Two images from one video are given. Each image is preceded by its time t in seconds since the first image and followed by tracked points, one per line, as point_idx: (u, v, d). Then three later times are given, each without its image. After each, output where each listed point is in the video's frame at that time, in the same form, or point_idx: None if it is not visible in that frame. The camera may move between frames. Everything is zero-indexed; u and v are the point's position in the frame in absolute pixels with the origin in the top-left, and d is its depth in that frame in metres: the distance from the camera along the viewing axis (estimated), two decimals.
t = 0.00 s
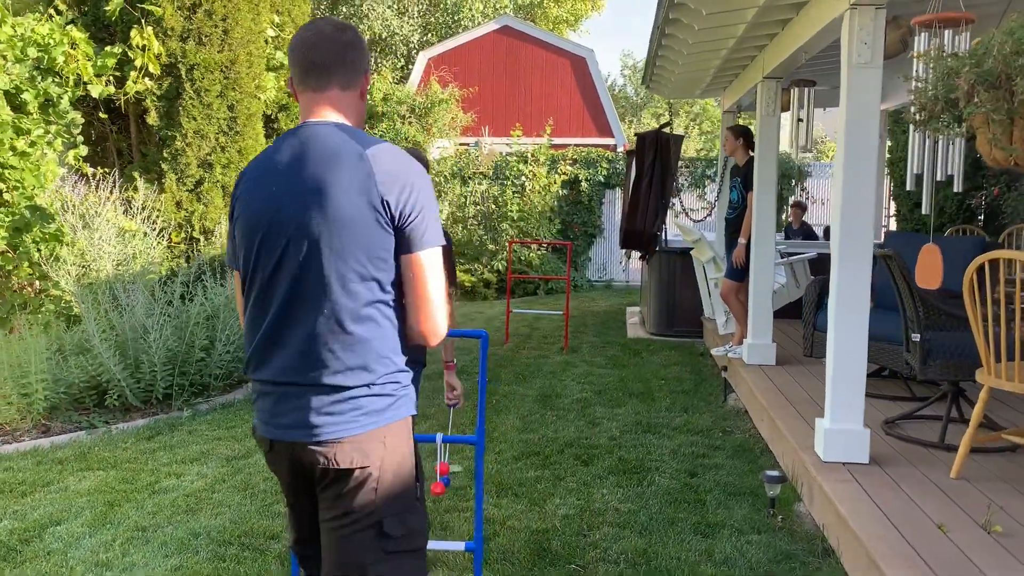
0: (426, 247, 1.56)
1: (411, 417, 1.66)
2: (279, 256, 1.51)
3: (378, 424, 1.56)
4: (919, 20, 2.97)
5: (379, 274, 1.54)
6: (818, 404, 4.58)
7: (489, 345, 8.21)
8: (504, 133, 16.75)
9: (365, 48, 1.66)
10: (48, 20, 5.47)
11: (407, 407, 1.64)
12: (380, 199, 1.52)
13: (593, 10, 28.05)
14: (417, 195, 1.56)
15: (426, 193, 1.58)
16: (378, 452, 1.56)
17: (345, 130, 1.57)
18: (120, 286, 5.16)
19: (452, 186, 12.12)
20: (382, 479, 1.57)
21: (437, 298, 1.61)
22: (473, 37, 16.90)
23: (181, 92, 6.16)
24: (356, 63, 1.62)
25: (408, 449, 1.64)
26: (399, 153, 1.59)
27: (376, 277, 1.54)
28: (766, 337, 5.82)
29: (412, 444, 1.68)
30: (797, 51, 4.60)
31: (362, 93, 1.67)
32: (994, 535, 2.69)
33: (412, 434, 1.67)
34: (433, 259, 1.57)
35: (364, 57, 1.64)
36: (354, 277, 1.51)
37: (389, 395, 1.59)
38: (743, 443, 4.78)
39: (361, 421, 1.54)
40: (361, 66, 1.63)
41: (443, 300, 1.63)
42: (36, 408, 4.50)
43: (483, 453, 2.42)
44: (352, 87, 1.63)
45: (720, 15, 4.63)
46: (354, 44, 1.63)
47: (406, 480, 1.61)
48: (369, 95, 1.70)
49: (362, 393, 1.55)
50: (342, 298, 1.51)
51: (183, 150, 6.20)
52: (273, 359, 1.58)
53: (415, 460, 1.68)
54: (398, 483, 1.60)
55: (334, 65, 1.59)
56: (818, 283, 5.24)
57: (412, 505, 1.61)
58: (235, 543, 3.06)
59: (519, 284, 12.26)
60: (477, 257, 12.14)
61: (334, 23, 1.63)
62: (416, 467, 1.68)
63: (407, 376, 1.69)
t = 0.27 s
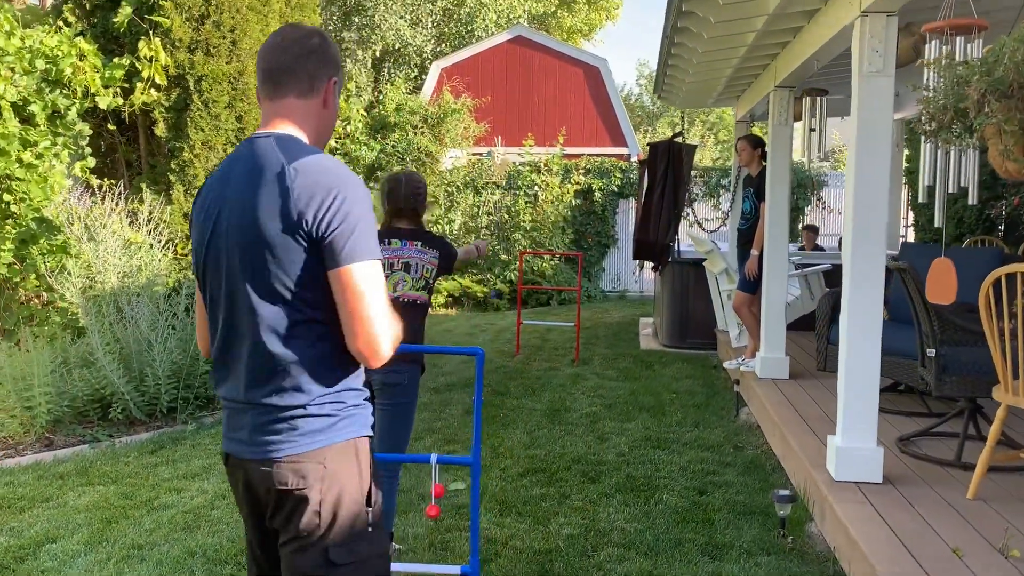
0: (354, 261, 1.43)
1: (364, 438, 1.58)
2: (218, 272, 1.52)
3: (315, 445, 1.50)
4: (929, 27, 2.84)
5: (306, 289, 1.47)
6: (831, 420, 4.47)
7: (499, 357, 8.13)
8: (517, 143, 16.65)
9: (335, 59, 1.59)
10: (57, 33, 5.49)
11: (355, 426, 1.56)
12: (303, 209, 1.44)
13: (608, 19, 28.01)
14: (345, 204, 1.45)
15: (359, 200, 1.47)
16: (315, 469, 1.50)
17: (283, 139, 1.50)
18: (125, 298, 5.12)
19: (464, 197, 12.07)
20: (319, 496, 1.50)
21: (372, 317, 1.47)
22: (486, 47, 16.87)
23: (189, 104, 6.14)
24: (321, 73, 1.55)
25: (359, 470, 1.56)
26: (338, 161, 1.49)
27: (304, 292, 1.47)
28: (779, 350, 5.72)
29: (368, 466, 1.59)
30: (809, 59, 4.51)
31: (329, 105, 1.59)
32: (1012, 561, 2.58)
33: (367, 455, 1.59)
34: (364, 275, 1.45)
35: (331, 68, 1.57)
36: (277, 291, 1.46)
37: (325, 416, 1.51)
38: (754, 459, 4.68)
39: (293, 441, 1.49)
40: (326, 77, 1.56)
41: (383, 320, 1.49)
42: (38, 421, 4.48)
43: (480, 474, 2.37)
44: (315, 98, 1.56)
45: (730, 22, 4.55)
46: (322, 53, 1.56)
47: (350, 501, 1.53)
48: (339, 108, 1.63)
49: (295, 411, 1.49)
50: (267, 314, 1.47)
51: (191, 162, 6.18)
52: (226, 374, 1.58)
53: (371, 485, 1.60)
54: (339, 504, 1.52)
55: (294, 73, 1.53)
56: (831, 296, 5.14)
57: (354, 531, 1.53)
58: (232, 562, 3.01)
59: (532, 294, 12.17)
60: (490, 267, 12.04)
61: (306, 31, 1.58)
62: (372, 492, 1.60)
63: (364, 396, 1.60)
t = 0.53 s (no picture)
0: (281, 256, 1.37)
1: (301, 449, 1.52)
2: (186, 269, 1.56)
3: (239, 453, 1.47)
4: (934, 38, 2.74)
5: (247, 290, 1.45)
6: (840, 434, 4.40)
7: (509, 367, 8.09)
8: (529, 151, 16.67)
9: (315, 70, 1.58)
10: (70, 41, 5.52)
11: (289, 436, 1.50)
12: (245, 208, 1.43)
13: (622, 28, 28.01)
14: (282, 203, 1.41)
15: (298, 200, 1.42)
16: (244, 478, 1.47)
17: (245, 142, 1.49)
18: (132, 306, 5.13)
19: (477, 205, 12.03)
20: (248, 505, 1.47)
21: (290, 314, 1.37)
22: (500, 55, 16.87)
23: (200, 112, 6.15)
24: (299, 86, 1.56)
25: (295, 481, 1.50)
26: (291, 162, 1.46)
27: (242, 290, 1.46)
28: (790, 363, 5.62)
29: (310, 478, 1.53)
30: (821, 69, 4.45)
31: (313, 117, 1.60)
32: None
33: (308, 467, 1.53)
34: (291, 271, 1.37)
35: (309, 80, 1.57)
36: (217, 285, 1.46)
37: (248, 422, 1.47)
38: (762, 474, 4.61)
39: (219, 441, 1.48)
40: (303, 88, 1.56)
41: (302, 321, 1.39)
42: (45, 427, 4.49)
43: (475, 490, 2.36)
44: (296, 111, 1.57)
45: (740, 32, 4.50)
46: (301, 64, 1.56)
47: (280, 512, 1.48)
48: (324, 119, 1.63)
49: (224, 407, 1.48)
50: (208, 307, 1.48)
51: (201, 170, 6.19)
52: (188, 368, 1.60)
53: (314, 498, 1.53)
54: (268, 515, 1.47)
55: (271, 84, 1.54)
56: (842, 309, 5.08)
57: (282, 543, 1.47)
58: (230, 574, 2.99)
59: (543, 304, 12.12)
60: (503, 276, 11.98)
61: (286, 41, 1.58)
62: (314, 505, 1.52)
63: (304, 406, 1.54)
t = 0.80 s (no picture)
0: (225, 257, 1.38)
1: (259, 445, 1.54)
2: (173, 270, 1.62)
3: (194, 449, 1.51)
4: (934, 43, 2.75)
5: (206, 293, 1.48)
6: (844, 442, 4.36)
7: (516, 372, 8.08)
8: (539, 157, 16.69)
9: (322, 87, 1.62)
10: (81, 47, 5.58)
11: (245, 433, 1.52)
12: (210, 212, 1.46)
13: (635, 34, 27.97)
14: (236, 208, 1.43)
15: (250, 208, 1.43)
16: (204, 474, 1.51)
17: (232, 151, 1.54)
18: (139, 309, 5.17)
19: (487, 211, 12.04)
20: (211, 500, 1.52)
21: (224, 317, 1.36)
22: (512, 61, 16.89)
23: (209, 117, 6.20)
24: (304, 101, 1.59)
25: (255, 475, 1.53)
26: (260, 170, 1.49)
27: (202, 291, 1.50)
28: (797, 372, 5.55)
29: (272, 471, 1.55)
30: (825, 75, 4.43)
31: (316, 133, 1.64)
32: None
33: (269, 461, 1.55)
34: (232, 273, 1.38)
35: (316, 97, 1.61)
36: (176, 282, 1.52)
37: (198, 416, 1.51)
38: (766, 482, 4.59)
39: (171, 432, 1.53)
40: (308, 104, 1.60)
41: (230, 325, 1.37)
42: (51, 429, 4.54)
43: (465, 494, 2.37)
44: (299, 126, 1.60)
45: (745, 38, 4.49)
46: (309, 80, 1.60)
47: (242, 506, 1.52)
48: (327, 136, 1.67)
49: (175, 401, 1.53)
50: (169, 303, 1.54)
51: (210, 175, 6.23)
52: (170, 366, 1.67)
53: (278, 490, 1.55)
54: (231, 510, 1.51)
55: (275, 96, 1.58)
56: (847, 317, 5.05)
57: (247, 536, 1.52)
58: None
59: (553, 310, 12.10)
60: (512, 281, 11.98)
61: (294, 55, 1.62)
62: (278, 497, 1.55)
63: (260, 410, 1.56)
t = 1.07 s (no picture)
0: (232, 261, 1.41)
1: (258, 458, 1.56)
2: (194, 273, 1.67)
3: (196, 453, 1.55)
4: (938, 50, 2.78)
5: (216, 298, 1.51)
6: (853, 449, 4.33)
7: (526, 377, 8.08)
8: (552, 162, 16.67)
9: (341, 96, 1.66)
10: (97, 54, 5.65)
11: (245, 445, 1.55)
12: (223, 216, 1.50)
13: (650, 39, 27.93)
14: (246, 211, 1.46)
15: (260, 213, 1.46)
16: (202, 479, 1.56)
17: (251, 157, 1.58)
18: (151, 313, 5.22)
19: (499, 216, 12.05)
20: (205, 504, 1.57)
21: (226, 322, 1.39)
22: (526, 66, 16.89)
23: (223, 122, 6.25)
24: (323, 109, 1.63)
25: (249, 487, 1.56)
26: (275, 176, 1.52)
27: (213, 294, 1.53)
28: (807, 378, 5.52)
29: (266, 487, 1.57)
30: (834, 81, 4.42)
31: (335, 141, 1.67)
32: None
33: (266, 475, 1.57)
34: (237, 278, 1.40)
35: (335, 105, 1.64)
36: (191, 279, 1.56)
37: (203, 421, 1.55)
38: (775, 489, 4.57)
39: (179, 430, 1.58)
40: (327, 112, 1.64)
41: (232, 332, 1.39)
42: (64, 432, 4.60)
43: (469, 500, 2.40)
44: (318, 134, 1.64)
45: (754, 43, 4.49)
46: (329, 88, 1.64)
47: (231, 516, 1.55)
48: (347, 144, 1.70)
49: (184, 399, 1.58)
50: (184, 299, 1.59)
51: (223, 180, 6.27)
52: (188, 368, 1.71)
53: (268, 506, 1.57)
54: (221, 518, 1.56)
55: (296, 104, 1.62)
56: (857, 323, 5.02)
57: (230, 546, 1.56)
58: None
59: (565, 315, 12.10)
60: (525, 286, 11.97)
61: (317, 63, 1.65)
62: (267, 514, 1.57)
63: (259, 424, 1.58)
